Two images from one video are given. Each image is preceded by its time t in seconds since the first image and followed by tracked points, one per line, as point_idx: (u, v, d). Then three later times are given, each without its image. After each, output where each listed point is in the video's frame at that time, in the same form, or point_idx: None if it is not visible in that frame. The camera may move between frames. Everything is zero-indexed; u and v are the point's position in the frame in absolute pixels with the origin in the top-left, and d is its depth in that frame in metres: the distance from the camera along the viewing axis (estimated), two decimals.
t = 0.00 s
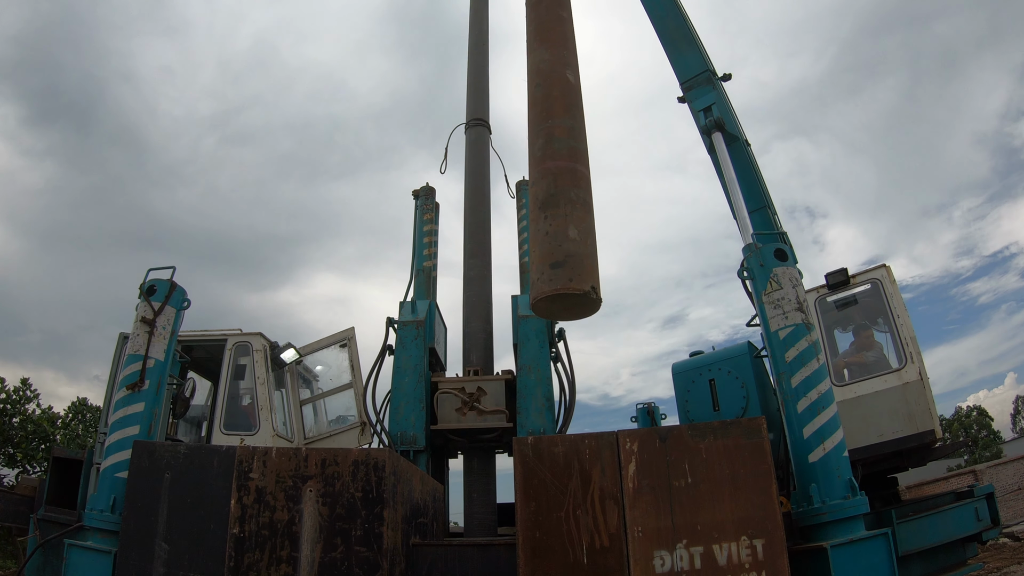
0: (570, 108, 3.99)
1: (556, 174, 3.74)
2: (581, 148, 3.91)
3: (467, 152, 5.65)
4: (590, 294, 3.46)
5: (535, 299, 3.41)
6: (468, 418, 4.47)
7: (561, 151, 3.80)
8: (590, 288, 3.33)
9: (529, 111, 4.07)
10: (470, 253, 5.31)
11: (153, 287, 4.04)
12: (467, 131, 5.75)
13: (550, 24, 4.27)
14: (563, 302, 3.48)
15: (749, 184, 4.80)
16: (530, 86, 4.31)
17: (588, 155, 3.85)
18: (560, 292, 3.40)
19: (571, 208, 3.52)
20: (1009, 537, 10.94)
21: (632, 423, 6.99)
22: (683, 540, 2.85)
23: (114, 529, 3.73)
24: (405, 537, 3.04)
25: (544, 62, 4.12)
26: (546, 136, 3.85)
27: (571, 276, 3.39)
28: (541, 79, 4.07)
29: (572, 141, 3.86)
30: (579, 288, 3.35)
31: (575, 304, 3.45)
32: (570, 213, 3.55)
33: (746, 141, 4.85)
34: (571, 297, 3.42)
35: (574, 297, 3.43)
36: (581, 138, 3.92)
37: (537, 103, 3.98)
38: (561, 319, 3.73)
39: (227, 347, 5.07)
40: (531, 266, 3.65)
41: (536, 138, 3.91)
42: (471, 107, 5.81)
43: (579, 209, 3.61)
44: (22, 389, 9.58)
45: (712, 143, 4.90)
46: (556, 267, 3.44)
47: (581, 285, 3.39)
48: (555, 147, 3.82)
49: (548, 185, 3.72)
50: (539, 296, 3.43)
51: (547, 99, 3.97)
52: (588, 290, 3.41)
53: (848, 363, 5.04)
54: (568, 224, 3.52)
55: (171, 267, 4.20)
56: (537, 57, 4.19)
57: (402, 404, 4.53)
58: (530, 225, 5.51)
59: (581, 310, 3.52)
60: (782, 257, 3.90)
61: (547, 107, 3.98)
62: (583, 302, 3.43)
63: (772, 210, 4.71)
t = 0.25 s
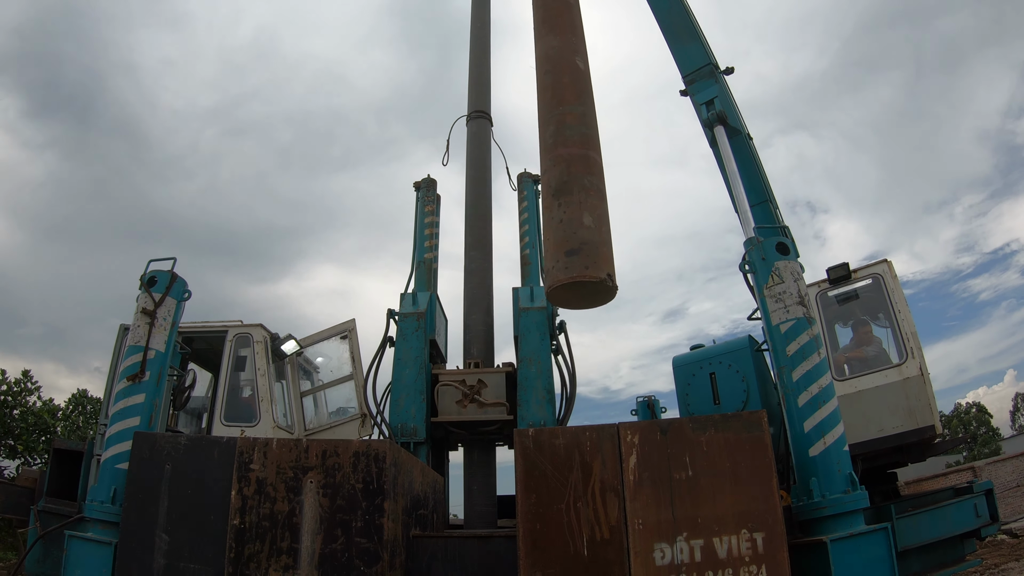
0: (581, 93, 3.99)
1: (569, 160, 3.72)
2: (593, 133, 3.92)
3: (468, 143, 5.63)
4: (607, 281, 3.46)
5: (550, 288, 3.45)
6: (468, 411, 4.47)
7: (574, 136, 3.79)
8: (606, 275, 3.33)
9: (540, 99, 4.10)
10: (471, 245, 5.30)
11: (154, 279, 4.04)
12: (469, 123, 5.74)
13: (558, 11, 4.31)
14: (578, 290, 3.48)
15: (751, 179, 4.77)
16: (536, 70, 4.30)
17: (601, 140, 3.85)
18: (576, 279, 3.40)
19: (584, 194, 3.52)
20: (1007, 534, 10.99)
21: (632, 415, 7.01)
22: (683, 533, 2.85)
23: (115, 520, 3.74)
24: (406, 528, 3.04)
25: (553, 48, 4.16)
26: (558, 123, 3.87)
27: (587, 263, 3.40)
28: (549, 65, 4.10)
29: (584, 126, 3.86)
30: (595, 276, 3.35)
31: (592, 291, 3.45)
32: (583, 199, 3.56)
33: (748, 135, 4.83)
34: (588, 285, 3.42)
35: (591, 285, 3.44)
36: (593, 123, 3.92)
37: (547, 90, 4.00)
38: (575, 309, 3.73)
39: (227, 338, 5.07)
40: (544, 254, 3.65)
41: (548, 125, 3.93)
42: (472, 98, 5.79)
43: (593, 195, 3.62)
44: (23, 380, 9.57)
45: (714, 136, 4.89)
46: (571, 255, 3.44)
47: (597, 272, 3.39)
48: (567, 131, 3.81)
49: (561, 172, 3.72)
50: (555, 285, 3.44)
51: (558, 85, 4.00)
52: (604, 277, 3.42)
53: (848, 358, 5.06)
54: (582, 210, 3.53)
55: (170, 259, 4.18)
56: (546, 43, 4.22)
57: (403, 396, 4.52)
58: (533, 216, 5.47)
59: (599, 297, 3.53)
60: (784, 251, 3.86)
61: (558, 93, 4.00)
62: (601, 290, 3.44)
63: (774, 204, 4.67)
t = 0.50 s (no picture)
0: (591, 72, 4.31)
1: (582, 136, 4.03)
2: (602, 109, 4.22)
3: (471, 123, 5.61)
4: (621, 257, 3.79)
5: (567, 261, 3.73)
6: (469, 391, 4.48)
7: (585, 112, 4.10)
8: (620, 250, 3.66)
9: (551, 75, 4.36)
10: (473, 225, 5.29)
11: (155, 259, 4.03)
12: (472, 103, 5.71)
13: None
14: (594, 265, 3.80)
15: (754, 161, 4.74)
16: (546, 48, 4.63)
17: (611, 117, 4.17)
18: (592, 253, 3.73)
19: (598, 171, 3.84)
20: (1003, 522, 11.08)
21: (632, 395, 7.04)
22: (683, 514, 2.87)
23: (117, 500, 3.75)
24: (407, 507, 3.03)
25: (562, 25, 4.47)
26: (570, 98, 4.16)
27: (602, 239, 3.73)
28: (560, 41, 4.37)
29: (595, 103, 4.17)
30: (610, 251, 3.67)
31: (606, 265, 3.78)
32: (596, 176, 3.89)
33: (752, 117, 4.82)
34: (603, 259, 3.74)
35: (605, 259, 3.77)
36: (603, 100, 4.24)
37: (559, 67, 4.27)
38: (590, 283, 4.06)
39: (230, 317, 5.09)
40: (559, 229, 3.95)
41: (560, 101, 4.22)
42: (475, 78, 5.75)
43: (605, 171, 3.94)
44: (24, 361, 9.57)
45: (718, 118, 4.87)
46: (587, 231, 3.76)
47: (612, 248, 3.71)
48: (579, 109, 4.12)
49: (574, 148, 4.00)
50: (572, 259, 3.76)
51: (570, 62, 4.28)
52: (619, 253, 3.74)
53: (849, 342, 5.05)
54: (596, 187, 3.84)
55: (170, 240, 4.25)
56: (557, 19, 4.53)
57: (404, 374, 4.52)
58: (536, 196, 5.44)
59: (612, 272, 3.89)
60: (787, 233, 3.82)
61: (570, 70, 4.28)
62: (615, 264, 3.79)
63: (777, 186, 4.62)
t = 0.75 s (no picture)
0: (601, 39, 4.30)
1: (591, 104, 4.03)
2: (612, 77, 4.22)
3: (473, 97, 5.55)
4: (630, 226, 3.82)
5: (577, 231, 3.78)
6: (469, 366, 4.49)
7: (596, 80, 4.10)
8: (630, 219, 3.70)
9: (560, 42, 4.35)
10: (475, 200, 5.25)
11: (155, 232, 4.00)
12: (474, 76, 5.65)
13: None
14: (604, 234, 3.83)
15: (758, 137, 4.71)
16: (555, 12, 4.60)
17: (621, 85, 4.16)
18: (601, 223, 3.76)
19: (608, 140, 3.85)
20: (998, 505, 11.20)
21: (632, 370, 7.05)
22: (682, 489, 2.88)
23: (118, 473, 3.77)
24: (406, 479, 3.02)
25: None
26: (579, 66, 4.16)
27: (612, 208, 3.76)
28: (569, 8, 4.35)
29: (605, 70, 4.16)
30: (621, 220, 3.71)
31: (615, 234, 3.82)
32: (606, 145, 3.90)
33: (758, 92, 4.77)
34: (613, 228, 3.78)
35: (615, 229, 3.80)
36: (613, 68, 4.23)
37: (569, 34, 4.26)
38: (599, 254, 4.08)
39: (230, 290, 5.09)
40: (568, 198, 3.97)
41: (570, 69, 4.22)
42: (478, 51, 5.68)
43: (615, 140, 3.95)
44: (25, 336, 9.57)
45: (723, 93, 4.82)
46: (597, 199, 3.78)
47: (623, 217, 3.74)
48: (589, 76, 4.12)
49: (584, 116, 4.01)
50: (582, 228, 3.79)
51: (579, 29, 4.27)
52: (630, 222, 3.78)
53: (850, 322, 5.04)
54: (607, 156, 3.85)
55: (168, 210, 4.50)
56: None
57: (404, 346, 4.53)
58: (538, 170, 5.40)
59: (620, 242, 3.93)
60: (791, 210, 3.79)
61: (579, 37, 4.27)
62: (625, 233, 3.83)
63: (781, 163, 4.63)
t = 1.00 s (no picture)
0: (607, 4, 4.26)
1: (596, 69, 4.00)
2: (618, 44, 4.19)
3: (476, 68, 5.49)
4: (634, 192, 3.83)
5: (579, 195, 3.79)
6: (471, 340, 4.46)
7: (601, 45, 4.07)
8: (634, 183, 3.72)
9: (565, 7, 4.31)
10: (477, 171, 5.20)
11: (155, 203, 3.98)
12: (477, 47, 5.58)
13: None
14: (606, 200, 3.84)
15: (764, 110, 4.56)
16: None
17: (627, 51, 4.13)
18: (604, 187, 3.77)
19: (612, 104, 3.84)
20: (995, 486, 11.28)
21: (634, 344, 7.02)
22: (683, 461, 2.88)
23: (121, 447, 3.78)
24: (407, 450, 2.98)
25: None
26: (584, 31, 4.13)
27: (615, 173, 3.77)
28: None
29: (611, 35, 4.13)
30: (625, 185, 3.72)
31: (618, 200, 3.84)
32: (611, 109, 3.89)
33: (764, 64, 4.63)
34: (616, 194, 3.79)
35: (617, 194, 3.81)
36: (619, 34, 4.20)
37: None
38: (601, 221, 4.10)
39: (231, 261, 5.09)
40: (571, 163, 3.97)
41: (574, 34, 4.20)
42: (481, 22, 5.61)
43: (619, 105, 3.94)
44: (27, 311, 9.58)
45: (729, 65, 4.70)
46: (601, 164, 3.79)
47: (626, 182, 3.75)
48: (594, 41, 4.10)
49: (588, 81, 3.99)
50: (585, 193, 3.80)
51: None
52: (633, 188, 3.79)
53: (853, 297, 5.02)
54: (611, 120, 3.85)
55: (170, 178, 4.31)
56: None
57: (405, 316, 4.52)
58: (541, 139, 5.33)
59: (623, 208, 3.95)
60: (797, 183, 3.74)
61: (585, 2, 4.23)
62: (627, 199, 3.84)
63: (787, 136, 4.45)
